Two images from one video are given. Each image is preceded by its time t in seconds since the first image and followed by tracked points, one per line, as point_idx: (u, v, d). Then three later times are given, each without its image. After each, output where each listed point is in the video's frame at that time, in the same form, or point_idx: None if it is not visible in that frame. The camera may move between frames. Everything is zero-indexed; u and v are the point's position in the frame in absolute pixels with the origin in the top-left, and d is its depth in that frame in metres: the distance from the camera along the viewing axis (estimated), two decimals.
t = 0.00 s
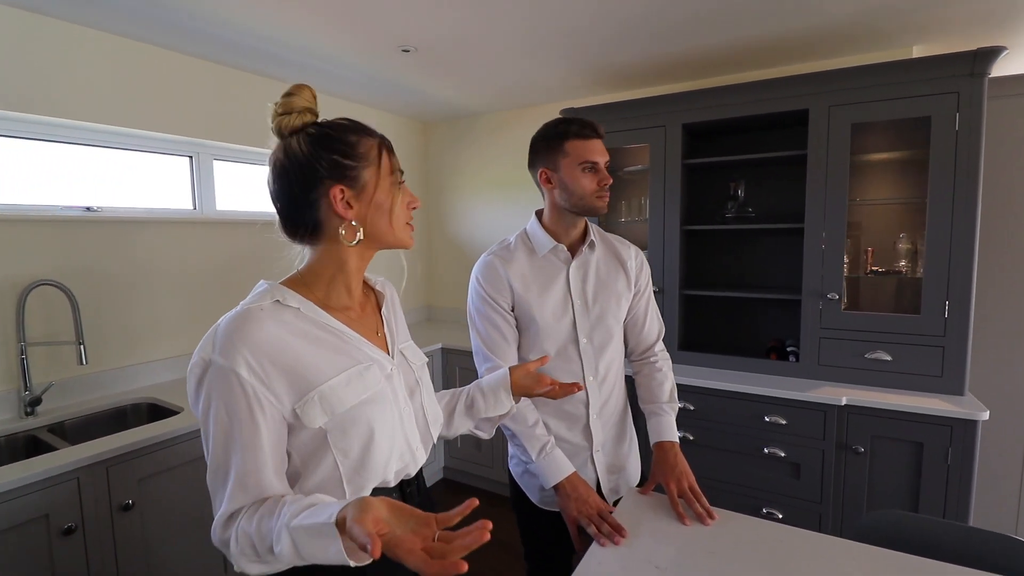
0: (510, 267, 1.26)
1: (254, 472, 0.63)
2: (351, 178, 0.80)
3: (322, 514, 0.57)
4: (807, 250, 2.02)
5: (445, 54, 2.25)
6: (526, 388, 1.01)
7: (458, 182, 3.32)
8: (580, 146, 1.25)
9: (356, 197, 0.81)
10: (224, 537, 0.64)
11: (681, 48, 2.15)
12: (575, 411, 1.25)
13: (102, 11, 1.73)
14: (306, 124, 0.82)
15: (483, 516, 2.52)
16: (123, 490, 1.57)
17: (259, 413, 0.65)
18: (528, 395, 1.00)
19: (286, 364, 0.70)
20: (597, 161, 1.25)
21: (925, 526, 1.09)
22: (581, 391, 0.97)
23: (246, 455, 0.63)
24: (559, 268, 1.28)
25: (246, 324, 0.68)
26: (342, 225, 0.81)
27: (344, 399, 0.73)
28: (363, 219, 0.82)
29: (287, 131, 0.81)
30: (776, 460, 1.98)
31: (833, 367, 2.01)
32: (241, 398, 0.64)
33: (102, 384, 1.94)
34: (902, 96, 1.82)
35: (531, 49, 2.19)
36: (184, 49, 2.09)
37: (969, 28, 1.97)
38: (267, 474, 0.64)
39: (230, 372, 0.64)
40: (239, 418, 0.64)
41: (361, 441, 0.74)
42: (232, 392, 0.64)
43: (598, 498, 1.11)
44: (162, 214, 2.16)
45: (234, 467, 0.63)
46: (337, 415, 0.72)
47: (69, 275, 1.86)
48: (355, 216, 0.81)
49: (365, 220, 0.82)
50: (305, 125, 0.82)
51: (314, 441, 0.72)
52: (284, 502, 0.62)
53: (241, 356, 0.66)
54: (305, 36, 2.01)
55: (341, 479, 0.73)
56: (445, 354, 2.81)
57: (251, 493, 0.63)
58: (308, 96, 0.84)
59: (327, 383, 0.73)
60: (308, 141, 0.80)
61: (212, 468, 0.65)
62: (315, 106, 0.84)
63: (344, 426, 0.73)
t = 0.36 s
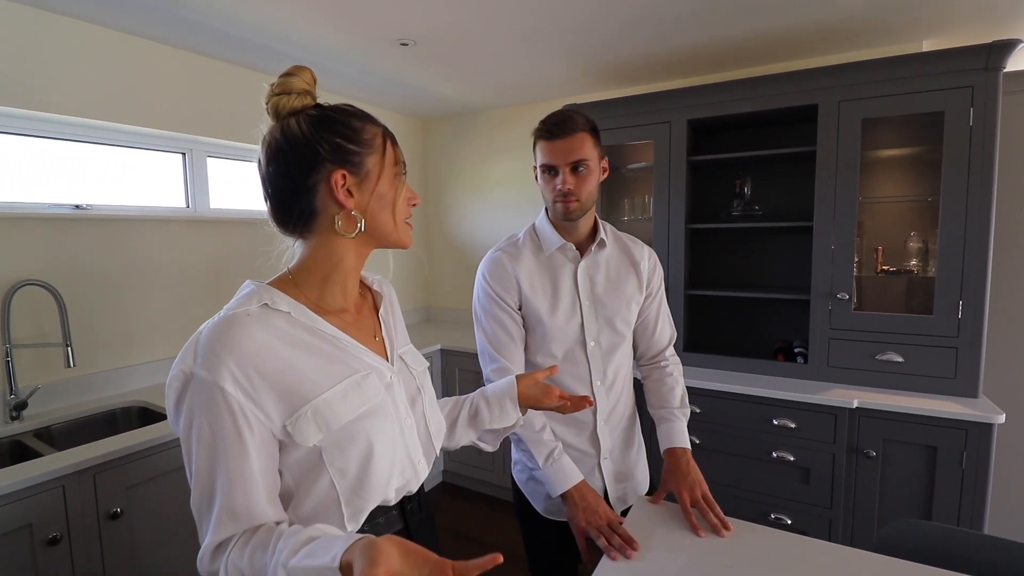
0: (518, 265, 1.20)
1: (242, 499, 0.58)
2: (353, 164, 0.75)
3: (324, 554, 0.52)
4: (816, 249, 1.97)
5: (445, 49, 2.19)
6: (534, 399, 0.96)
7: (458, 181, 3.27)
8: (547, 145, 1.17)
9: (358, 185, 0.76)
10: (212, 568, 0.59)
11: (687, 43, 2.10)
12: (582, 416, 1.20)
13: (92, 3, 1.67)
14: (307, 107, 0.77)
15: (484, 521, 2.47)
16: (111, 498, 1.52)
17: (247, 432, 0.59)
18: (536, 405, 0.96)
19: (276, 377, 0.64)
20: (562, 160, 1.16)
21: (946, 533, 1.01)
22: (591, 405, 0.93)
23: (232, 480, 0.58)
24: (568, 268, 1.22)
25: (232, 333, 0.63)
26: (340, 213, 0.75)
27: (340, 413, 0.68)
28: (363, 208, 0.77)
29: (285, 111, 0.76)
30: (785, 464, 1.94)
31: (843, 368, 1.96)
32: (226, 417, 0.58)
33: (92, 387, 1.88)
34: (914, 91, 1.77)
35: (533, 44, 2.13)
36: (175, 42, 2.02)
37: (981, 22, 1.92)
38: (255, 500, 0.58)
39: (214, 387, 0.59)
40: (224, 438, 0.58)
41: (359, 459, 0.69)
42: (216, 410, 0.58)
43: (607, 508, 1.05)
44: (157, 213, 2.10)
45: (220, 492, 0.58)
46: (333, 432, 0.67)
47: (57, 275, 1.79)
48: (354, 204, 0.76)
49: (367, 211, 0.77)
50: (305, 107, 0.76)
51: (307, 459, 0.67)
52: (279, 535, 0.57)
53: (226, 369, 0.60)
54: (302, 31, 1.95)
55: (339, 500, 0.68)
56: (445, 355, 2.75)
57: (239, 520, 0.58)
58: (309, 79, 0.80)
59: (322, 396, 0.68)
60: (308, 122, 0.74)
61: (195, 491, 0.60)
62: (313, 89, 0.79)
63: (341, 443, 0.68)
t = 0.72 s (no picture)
0: (519, 262, 1.16)
1: (218, 512, 0.55)
2: (355, 155, 0.72)
3: None
4: (821, 247, 1.94)
5: (444, 45, 2.15)
6: (540, 408, 0.90)
7: (456, 180, 3.23)
8: (536, 144, 1.19)
9: (359, 177, 0.73)
10: None
11: (690, 39, 2.06)
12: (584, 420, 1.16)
13: None
14: (309, 96, 0.73)
15: (483, 524, 2.43)
16: (100, 504, 1.48)
17: (228, 441, 0.56)
18: (543, 414, 0.90)
19: (261, 380, 0.60)
20: (547, 157, 1.17)
21: (955, 542, 0.95)
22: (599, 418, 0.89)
23: (209, 491, 0.54)
24: (571, 267, 1.18)
25: (216, 333, 0.59)
26: (341, 205, 0.72)
27: (330, 422, 0.64)
28: (364, 202, 0.73)
29: (284, 100, 0.72)
30: (789, 467, 1.90)
31: (849, 370, 1.93)
32: (206, 423, 0.55)
33: (83, 389, 1.84)
34: (921, 87, 1.74)
35: (534, 40, 2.10)
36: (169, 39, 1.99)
37: (989, 18, 1.89)
38: (231, 513, 0.55)
39: (195, 390, 0.55)
40: (203, 446, 0.54)
41: (349, 470, 0.65)
42: (196, 416, 0.55)
43: (610, 516, 1.02)
44: (150, 212, 2.07)
45: (196, 504, 0.54)
46: (321, 441, 0.63)
47: (47, 276, 1.75)
48: (355, 196, 0.72)
49: (368, 205, 0.73)
50: (307, 96, 0.73)
51: (293, 469, 0.63)
52: (252, 552, 0.54)
53: (209, 372, 0.56)
54: (298, 27, 1.92)
55: (325, 514, 0.64)
56: (443, 356, 2.72)
57: (214, 534, 0.55)
58: (311, 68, 0.76)
59: (311, 403, 0.64)
60: (309, 110, 0.71)
61: (171, 499, 0.56)
62: (315, 78, 0.75)
63: (330, 453, 0.64)
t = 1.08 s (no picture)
0: (507, 262, 1.14)
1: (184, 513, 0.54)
2: (334, 156, 0.71)
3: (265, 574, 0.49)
4: (818, 246, 1.91)
5: (438, 45, 2.14)
6: (520, 408, 0.90)
7: (454, 181, 3.23)
8: (528, 139, 1.12)
9: (338, 178, 0.72)
10: None
11: (685, 37, 2.05)
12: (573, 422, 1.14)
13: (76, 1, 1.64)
14: (289, 93, 0.72)
15: (479, 525, 2.42)
16: (90, 505, 1.48)
17: (195, 440, 0.55)
18: (522, 415, 0.90)
19: (230, 380, 0.60)
20: (542, 153, 1.10)
21: (952, 548, 0.93)
22: (585, 416, 0.86)
23: (175, 493, 0.53)
24: (560, 266, 1.16)
25: (184, 331, 0.58)
26: (319, 207, 0.71)
27: (302, 423, 0.64)
28: (343, 203, 0.72)
29: (262, 96, 0.70)
30: (786, 469, 1.88)
31: (847, 371, 1.90)
32: (173, 423, 0.54)
33: (77, 390, 1.84)
34: (918, 84, 1.72)
35: (529, 39, 2.08)
36: (163, 40, 1.99)
37: (988, 14, 1.87)
38: (198, 514, 0.54)
39: (162, 389, 0.54)
40: (169, 445, 0.53)
41: (320, 472, 0.65)
42: (162, 416, 0.54)
43: (597, 519, 1.01)
44: (145, 213, 2.07)
45: (161, 505, 0.53)
46: (292, 442, 0.62)
47: (40, 278, 1.75)
48: (333, 197, 0.72)
49: (346, 206, 0.73)
50: (286, 93, 0.71)
51: (263, 470, 0.62)
52: (221, 551, 0.53)
53: (176, 370, 0.56)
54: (291, 28, 1.92)
55: (295, 516, 0.64)
56: (440, 357, 2.71)
57: (180, 536, 0.54)
58: (290, 64, 0.75)
59: (282, 403, 0.63)
60: (288, 109, 0.70)
61: (135, 500, 0.55)
62: (296, 76, 0.74)
63: (300, 455, 0.63)
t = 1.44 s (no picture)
0: (526, 262, 1.15)
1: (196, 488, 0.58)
2: (289, 160, 0.75)
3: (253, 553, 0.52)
4: (856, 246, 1.84)
5: (466, 47, 2.18)
6: (527, 413, 0.91)
7: (485, 182, 3.26)
8: (548, 137, 1.12)
9: (295, 182, 0.75)
10: (158, 552, 0.59)
11: (716, 32, 2.00)
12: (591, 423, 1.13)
13: (127, 14, 1.74)
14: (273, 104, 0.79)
15: (505, 524, 2.44)
16: (136, 489, 1.58)
17: (206, 419, 0.59)
18: (527, 419, 0.91)
19: (240, 365, 0.64)
20: (560, 150, 1.09)
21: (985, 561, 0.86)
22: (592, 426, 0.86)
23: (187, 467, 0.57)
24: (579, 265, 1.16)
25: (197, 319, 0.63)
26: (290, 211, 0.76)
27: (306, 408, 0.67)
28: (299, 205, 0.75)
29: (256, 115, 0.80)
30: (821, 478, 1.81)
31: (888, 377, 1.81)
32: (186, 401, 0.58)
33: (128, 381, 1.97)
34: (966, 75, 1.63)
35: (555, 39, 2.09)
36: (207, 50, 2.09)
37: None
38: (207, 489, 0.58)
39: (177, 371, 0.59)
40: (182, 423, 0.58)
41: (324, 455, 0.68)
42: (176, 395, 0.58)
43: (612, 519, 1.00)
44: (190, 216, 2.19)
45: (173, 478, 0.58)
46: (297, 425, 0.66)
47: (95, 276, 1.87)
48: (297, 200, 0.75)
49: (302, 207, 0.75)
50: (270, 104, 0.78)
51: (271, 452, 0.66)
52: (218, 528, 0.56)
53: (188, 355, 0.60)
54: (324, 33, 1.98)
55: (302, 497, 0.67)
56: (468, 356, 2.74)
57: (189, 510, 0.58)
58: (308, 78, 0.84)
59: (288, 388, 0.67)
60: (264, 125, 0.77)
61: (154, 475, 0.60)
62: (296, 81, 0.80)
63: (305, 438, 0.67)
